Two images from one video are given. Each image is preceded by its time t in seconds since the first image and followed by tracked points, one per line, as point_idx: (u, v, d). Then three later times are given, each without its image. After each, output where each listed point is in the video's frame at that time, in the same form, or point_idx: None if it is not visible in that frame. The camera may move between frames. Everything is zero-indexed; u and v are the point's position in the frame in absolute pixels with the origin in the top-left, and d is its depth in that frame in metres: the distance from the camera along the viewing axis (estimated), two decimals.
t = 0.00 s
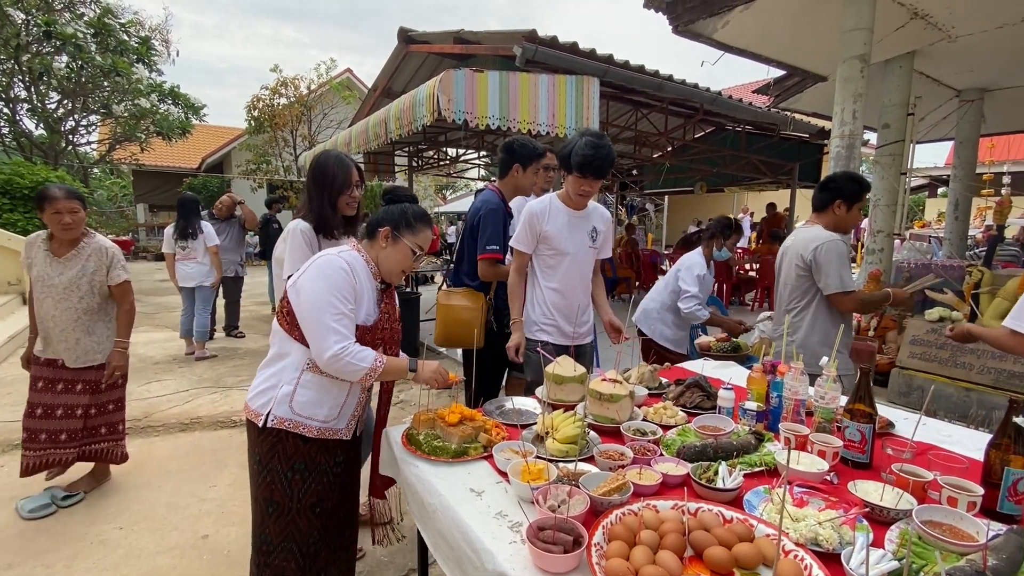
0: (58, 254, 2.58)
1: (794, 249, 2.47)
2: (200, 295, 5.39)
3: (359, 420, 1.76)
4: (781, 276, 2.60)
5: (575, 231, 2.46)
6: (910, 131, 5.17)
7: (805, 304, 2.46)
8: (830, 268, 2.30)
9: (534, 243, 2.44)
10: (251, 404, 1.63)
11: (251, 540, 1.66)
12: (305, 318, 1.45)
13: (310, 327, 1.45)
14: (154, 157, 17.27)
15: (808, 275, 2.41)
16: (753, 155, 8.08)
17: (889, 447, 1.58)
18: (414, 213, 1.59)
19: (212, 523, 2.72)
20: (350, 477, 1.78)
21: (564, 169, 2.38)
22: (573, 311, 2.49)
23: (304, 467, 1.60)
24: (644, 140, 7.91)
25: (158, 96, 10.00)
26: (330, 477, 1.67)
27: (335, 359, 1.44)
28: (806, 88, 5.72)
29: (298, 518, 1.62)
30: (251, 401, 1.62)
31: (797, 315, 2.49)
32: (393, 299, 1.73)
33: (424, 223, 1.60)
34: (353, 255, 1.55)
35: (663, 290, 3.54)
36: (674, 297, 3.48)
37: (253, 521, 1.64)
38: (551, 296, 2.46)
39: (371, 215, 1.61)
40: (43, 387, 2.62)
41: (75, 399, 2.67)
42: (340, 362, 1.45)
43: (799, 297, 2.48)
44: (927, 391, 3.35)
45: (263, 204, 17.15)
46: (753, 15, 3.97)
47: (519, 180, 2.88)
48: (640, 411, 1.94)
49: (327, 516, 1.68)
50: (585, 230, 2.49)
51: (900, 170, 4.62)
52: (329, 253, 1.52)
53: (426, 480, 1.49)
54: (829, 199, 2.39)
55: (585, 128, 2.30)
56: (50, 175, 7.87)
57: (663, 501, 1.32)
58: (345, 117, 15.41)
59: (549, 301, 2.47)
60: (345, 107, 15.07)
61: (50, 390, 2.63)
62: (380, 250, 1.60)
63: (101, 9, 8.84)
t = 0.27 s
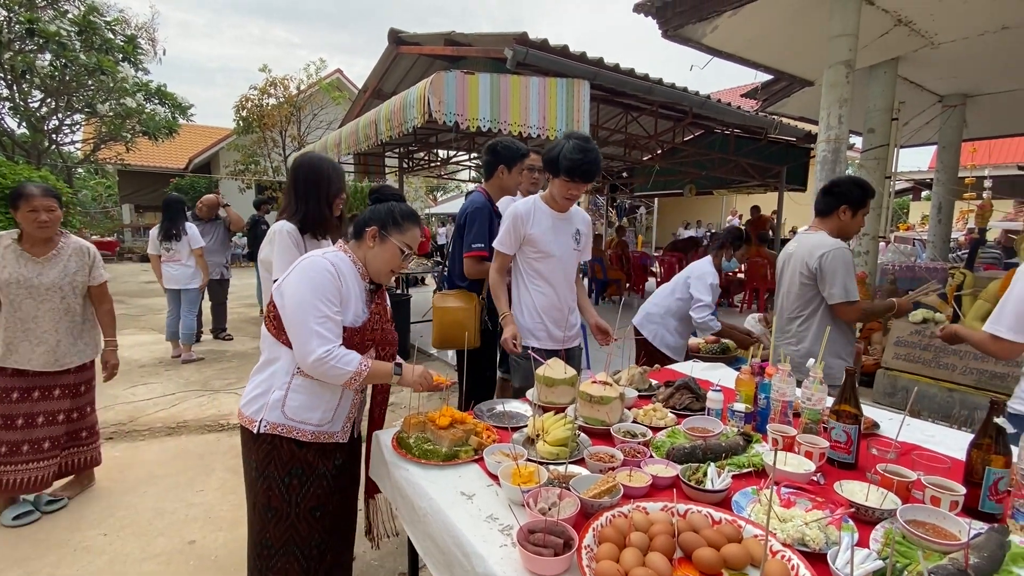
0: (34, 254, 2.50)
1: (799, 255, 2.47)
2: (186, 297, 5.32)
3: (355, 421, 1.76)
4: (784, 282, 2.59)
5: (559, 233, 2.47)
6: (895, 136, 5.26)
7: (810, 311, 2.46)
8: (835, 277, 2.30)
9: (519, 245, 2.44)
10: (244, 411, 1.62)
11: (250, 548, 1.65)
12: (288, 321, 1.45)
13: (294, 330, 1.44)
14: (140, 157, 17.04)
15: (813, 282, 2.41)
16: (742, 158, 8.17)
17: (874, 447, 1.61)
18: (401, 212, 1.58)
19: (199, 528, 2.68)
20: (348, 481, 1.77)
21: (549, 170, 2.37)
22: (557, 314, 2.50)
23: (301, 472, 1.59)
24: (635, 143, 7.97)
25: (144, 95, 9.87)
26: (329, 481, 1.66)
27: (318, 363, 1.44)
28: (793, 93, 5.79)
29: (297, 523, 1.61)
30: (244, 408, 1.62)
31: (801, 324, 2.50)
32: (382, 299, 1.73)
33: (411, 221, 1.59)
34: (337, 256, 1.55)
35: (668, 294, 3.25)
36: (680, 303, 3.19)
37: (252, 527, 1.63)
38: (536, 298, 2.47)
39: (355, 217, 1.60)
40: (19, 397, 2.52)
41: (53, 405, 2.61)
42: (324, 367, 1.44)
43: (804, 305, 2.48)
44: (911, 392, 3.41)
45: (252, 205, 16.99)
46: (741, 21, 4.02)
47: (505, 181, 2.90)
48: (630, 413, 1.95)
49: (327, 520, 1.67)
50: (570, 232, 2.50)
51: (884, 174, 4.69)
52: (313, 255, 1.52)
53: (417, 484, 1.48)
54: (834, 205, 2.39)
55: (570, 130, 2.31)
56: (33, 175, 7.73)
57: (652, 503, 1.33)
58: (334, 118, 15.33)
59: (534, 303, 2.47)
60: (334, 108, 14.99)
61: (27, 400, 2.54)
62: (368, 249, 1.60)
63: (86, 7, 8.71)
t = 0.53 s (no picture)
0: None
1: (818, 259, 2.32)
2: (166, 299, 5.22)
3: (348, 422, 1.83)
4: (796, 286, 2.43)
5: (539, 234, 2.48)
6: (873, 140, 5.38)
7: (828, 321, 2.32)
8: (862, 284, 2.17)
9: (499, 246, 2.42)
10: (240, 409, 1.73)
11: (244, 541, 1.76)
12: (290, 324, 1.52)
13: (297, 332, 1.51)
14: (119, 155, 16.68)
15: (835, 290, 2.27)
16: (725, 161, 8.28)
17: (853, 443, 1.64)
18: (393, 213, 1.62)
19: (180, 533, 2.64)
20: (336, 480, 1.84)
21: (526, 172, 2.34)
22: (540, 315, 2.50)
23: (292, 470, 1.69)
24: (620, 145, 8.03)
25: (124, 93, 9.67)
26: (320, 479, 1.75)
27: (328, 362, 1.51)
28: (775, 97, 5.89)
29: (289, 519, 1.72)
30: (240, 406, 1.72)
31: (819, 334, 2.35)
32: (377, 303, 1.79)
33: (405, 223, 1.64)
34: (331, 258, 1.62)
35: (670, 297, 3.30)
36: (681, 306, 3.26)
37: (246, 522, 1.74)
38: (518, 300, 2.47)
39: (350, 221, 1.67)
40: None
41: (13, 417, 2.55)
42: (331, 366, 1.52)
43: (821, 314, 2.33)
44: (889, 390, 3.48)
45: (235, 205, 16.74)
46: (725, 25, 4.08)
47: (485, 184, 2.91)
48: (616, 412, 1.97)
49: (317, 516, 1.77)
50: (549, 232, 2.52)
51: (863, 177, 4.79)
52: (308, 257, 1.59)
53: (403, 485, 1.48)
54: (853, 204, 2.29)
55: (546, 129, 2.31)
56: (6, 173, 7.52)
57: (638, 500, 1.34)
58: (319, 117, 15.19)
59: (517, 305, 2.47)
60: (320, 107, 14.85)
61: None
62: (362, 252, 1.66)
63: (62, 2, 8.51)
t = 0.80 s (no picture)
0: None
1: (825, 258, 2.26)
2: (139, 300, 5.08)
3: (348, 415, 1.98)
4: (799, 286, 2.37)
5: (518, 234, 2.48)
6: (846, 144, 5.53)
7: (834, 322, 2.29)
8: (874, 286, 2.17)
9: (478, 247, 2.41)
10: (245, 396, 1.86)
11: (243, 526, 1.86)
12: (294, 314, 1.71)
13: (300, 323, 1.70)
14: (90, 153, 16.19)
15: (844, 290, 2.24)
16: (705, 163, 8.42)
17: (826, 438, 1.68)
18: (400, 217, 1.84)
19: (155, 539, 2.57)
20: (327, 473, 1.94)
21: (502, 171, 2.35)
22: (520, 316, 2.50)
23: (288, 455, 1.80)
24: (602, 147, 8.10)
25: (95, 89, 9.39)
26: (315, 466, 1.86)
27: (323, 351, 1.68)
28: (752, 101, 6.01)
29: (282, 505, 1.82)
30: (244, 393, 1.86)
31: (822, 336, 2.32)
32: (384, 302, 2.00)
33: (407, 226, 1.85)
34: (336, 257, 1.83)
35: (663, 298, 3.33)
36: (673, 307, 3.29)
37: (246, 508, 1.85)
38: (499, 301, 2.47)
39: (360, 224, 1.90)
40: None
41: None
42: (330, 357, 1.68)
43: (827, 315, 2.30)
44: (863, 387, 3.58)
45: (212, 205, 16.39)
46: (704, 29, 4.14)
47: (464, 185, 2.92)
48: (597, 410, 1.99)
49: (311, 505, 1.87)
50: (529, 232, 2.52)
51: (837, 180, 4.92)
52: (314, 256, 1.80)
53: (384, 485, 1.47)
54: (855, 204, 2.26)
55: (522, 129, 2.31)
56: None
57: (618, 496, 1.36)
58: (299, 116, 14.98)
59: (497, 306, 2.47)
60: (299, 106, 14.63)
61: None
62: (368, 252, 1.87)
63: None
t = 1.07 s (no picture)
0: None
1: (812, 262, 2.30)
2: (104, 303, 4.89)
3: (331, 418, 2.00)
4: (784, 289, 2.40)
5: (502, 236, 2.47)
6: (817, 148, 5.70)
7: (819, 326, 2.35)
8: (858, 290, 2.24)
9: (460, 249, 2.40)
10: (229, 394, 1.91)
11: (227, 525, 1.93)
12: (278, 315, 1.73)
13: (282, 324, 1.71)
14: (51, 151, 15.55)
15: (830, 293, 2.29)
16: (680, 166, 8.55)
17: (802, 435, 1.72)
18: (388, 219, 1.82)
19: (123, 551, 2.48)
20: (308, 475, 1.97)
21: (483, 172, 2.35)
22: (500, 317, 2.48)
23: (269, 457, 1.85)
24: (580, 149, 8.16)
25: (56, 84, 9.02)
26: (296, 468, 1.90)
27: (303, 353, 1.69)
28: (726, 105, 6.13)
29: (264, 505, 1.87)
30: (229, 391, 1.90)
31: (806, 338, 2.37)
32: (371, 304, 2.00)
33: (395, 229, 1.83)
34: (323, 256, 1.83)
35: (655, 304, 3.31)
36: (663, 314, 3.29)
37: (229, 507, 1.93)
38: (480, 302, 2.45)
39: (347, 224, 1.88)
40: None
41: None
42: (313, 356, 1.69)
43: (810, 317, 2.35)
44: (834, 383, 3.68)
45: (182, 205, 15.92)
46: (680, 34, 4.20)
47: (444, 183, 2.89)
48: (578, 410, 1.99)
49: (291, 508, 1.91)
50: (511, 234, 2.51)
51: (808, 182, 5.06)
52: (300, 254, 1.80)
53: (364, 490, 1.44)
54: (836, 206, 2.32)
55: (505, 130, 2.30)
56: None
57: (601, 496, 1.36)
58: (273, 114, 14.68)
59: (477, 307, 2.45)
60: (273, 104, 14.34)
61: None
62: (354, 253, 1.86)
63: None
